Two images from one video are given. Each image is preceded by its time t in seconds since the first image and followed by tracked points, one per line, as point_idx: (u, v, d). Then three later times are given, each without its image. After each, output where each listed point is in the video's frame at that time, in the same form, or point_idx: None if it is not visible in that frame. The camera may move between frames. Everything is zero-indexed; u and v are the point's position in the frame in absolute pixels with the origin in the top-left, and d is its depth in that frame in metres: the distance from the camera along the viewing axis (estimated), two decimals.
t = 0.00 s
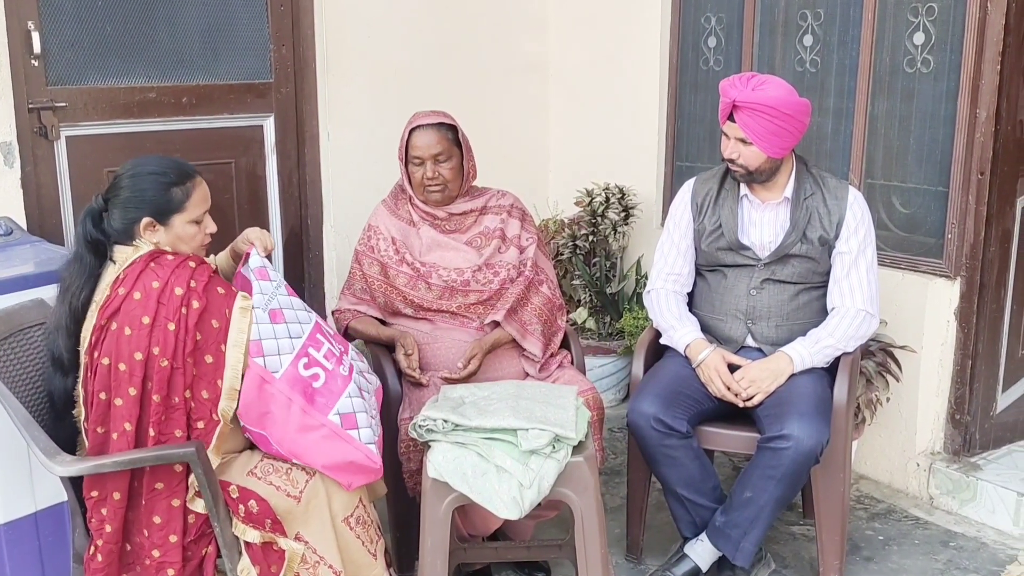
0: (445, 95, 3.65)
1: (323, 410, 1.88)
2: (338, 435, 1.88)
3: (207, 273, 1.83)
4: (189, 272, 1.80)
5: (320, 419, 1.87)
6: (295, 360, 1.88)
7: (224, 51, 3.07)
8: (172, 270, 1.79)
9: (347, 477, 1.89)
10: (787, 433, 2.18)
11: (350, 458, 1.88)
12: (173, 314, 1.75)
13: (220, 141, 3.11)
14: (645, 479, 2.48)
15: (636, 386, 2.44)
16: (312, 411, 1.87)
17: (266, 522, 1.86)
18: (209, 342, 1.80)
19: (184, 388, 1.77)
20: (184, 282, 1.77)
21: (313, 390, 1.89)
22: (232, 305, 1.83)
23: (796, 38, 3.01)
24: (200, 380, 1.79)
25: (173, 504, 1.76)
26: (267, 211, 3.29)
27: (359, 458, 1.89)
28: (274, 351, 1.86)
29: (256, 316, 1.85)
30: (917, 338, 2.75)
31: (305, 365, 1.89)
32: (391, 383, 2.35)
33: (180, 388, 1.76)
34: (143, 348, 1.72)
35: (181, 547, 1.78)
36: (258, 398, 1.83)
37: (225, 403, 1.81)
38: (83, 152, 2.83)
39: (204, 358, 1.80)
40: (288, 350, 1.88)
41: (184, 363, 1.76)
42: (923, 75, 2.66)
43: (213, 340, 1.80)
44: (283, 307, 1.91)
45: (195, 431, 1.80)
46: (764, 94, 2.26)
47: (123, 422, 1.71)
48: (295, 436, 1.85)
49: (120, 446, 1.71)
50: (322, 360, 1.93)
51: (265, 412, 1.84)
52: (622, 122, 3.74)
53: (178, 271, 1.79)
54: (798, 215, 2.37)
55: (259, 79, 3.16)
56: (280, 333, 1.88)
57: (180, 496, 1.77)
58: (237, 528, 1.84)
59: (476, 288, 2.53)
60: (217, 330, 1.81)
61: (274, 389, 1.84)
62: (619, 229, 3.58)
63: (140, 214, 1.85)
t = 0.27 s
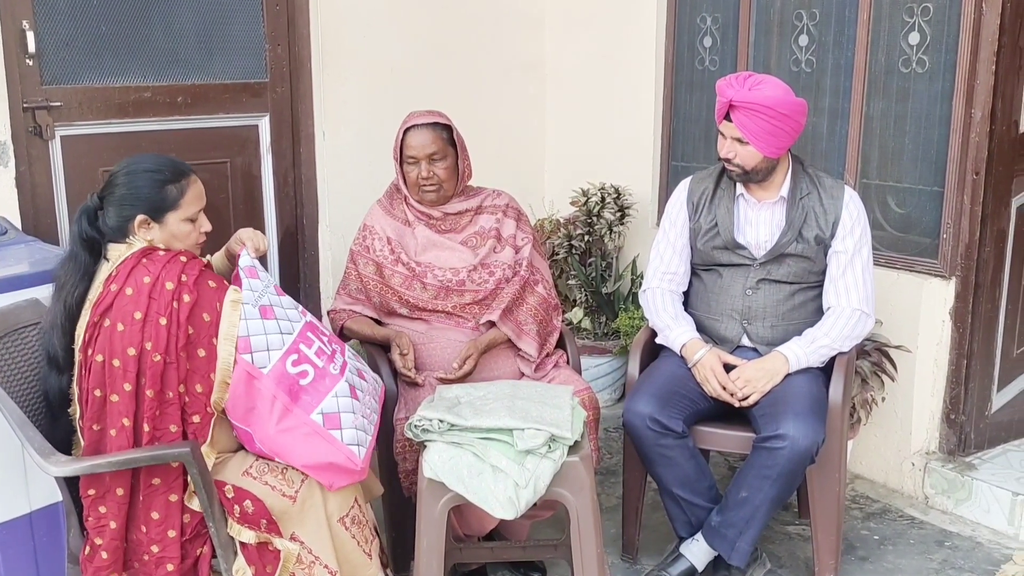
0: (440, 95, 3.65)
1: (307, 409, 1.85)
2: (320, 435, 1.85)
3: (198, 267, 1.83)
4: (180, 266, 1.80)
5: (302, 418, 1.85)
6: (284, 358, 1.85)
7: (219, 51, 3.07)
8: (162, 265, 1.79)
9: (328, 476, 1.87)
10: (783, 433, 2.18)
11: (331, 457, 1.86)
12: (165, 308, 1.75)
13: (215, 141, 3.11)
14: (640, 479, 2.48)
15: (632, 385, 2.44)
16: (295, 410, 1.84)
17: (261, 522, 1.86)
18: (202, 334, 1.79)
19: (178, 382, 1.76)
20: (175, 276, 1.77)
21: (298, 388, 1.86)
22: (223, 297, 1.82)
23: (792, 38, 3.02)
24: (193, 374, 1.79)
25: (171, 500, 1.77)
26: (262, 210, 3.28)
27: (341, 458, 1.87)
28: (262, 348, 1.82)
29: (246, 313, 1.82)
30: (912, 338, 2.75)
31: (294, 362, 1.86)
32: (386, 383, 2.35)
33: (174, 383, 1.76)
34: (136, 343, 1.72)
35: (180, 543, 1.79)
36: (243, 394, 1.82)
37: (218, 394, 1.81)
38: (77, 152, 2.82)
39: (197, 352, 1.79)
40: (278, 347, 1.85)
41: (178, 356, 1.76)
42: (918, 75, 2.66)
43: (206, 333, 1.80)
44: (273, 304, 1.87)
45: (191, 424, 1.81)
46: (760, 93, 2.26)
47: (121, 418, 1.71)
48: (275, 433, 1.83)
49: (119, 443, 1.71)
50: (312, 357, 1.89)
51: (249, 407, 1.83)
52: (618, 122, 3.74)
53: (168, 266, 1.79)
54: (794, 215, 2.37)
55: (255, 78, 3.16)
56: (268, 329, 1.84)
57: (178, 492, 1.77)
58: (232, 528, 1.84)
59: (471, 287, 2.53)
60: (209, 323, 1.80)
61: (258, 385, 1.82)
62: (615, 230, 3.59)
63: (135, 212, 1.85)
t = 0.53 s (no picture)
0: (439, 94, 3.65)
1: (305, 411, 1.85)
2: (315, 437, 1.84)
3: (204, 267, 1.83)
4: (186, 265, 1.79)
5: (298, 419, 1.84)
6: (285, 359, 1.84)
7: (218, 50, 3.07)
8: (168, 264, 1.78)
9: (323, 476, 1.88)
10: (782, 431, 2.18)
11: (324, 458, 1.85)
12: (170, 308, 1.74)
13: (214, 140, 3.11)
14: (639, 477, 2.48)
15: (631, 384, 2.44)
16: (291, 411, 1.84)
17: (261, 521, 1.86)
18: (206, 335, 1.79)
19: (182, 381, 1.77)
20: (180, 276, 1.77)
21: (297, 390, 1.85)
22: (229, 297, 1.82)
23: (791, 37, 3.02)
24: (197, 373, 1.79)
25: (171, 499, 1.77)
26: (261, 209, 3.28)
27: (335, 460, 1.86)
28: (263, 348, 1.82)
29: (249, 311, 1.82)
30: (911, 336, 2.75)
31: (295, 363, 1.86)
32: (386, 381, 2.35)
33: (177, 382, 1.76)
34: (141, 343, 1.72)
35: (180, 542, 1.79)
36: (242, 392, 1.82)
37: (220, 396, 1.80)
38: (76, 151, 2.82)
39: (202, 351, 1.79)
40: (278, 348, 1.84)
41: (182, 356, 1.76)
42: (917, 74, 2.66)
43: (210, 333, 1.79)
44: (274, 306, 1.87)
45: (193, 424, 1.81)
46: (761, 91, 2.26)
47: (123, 418, 1.72)
48: (271, 433, 1.83)
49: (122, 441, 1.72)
50: (313, 359, 1.89)
51: (247, 405, 1.83)
52: (617, 121, 3.74)
53: (174, 265, 1.79)
54: (793, 213, 2.38)
55: (254, 77, 3.15)
56: (270, 331, 1.83)
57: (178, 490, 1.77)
58: (232, 527, 1.84)
59: (470, 286, 2.53)
60: (213, 323, 1.79)
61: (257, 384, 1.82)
62: (614, 228, 3.59)
63: (136, 211, 1.84)
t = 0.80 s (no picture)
0: (438, 94, 3.65)
1: (297, 412, 1.83)
2: (307, 438, 1.83)
3: (201, 264, 1.83)
4: (183, 262, 1.79)
5: (291, 420, 1.82)
6: (280, 359, 1.83)
7: (217, 49, 3.07)
8: (165, 261, 1.79)
9: (315, 476, 1.87)
10: (780, 432, 2.19)
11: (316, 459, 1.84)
12: (167, 305, 1.75)
13: (213, 139, 3.11)
14: (638, 477, 2.48)
15: (630, 384, 2.45)
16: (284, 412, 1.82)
17: (259, 521, 1.86)
18: (203, 331, 1.78)
19: (179, 378, 1.76)
20: (177, 272, 1.77)
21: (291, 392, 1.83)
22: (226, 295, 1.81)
23: (790, 38, 3.02)
24: (194, 369, 1.79)
25: (169, 497, 1.77)
26: (260, 209, 3.28)
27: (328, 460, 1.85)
28: (258, 347, 1.81)
29: (245, 309, 1.82)
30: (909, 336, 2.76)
31: (290, 364, 1.84)
32: (385, 381, 2.36)
33: (175, 378, 1.76)
34: (138, 340, 1.72)
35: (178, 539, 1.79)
36: (237, 390, 1.82)
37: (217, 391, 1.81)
38: (76, 150, 2.82)
39: (198, 347, 1.79)
40: (274, 349, 1.83)
41: (179, 353, 1.76)
42: (916, 75, 2.66)
43: (206, 330, 1.79)
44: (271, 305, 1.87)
45: (189, 420, 1.81)
46: (760, 91, 2.26)
47: (122, 414, 1.72)
48: (264, 432, 1.82)
49: (118, 439, 1.73)
50: (310, 361, 1.87)
51: (242, 404, 1.82)
52: (616, 121, 3.74)
53: (171, 262, 1.79)
54: (791, 212, 2.38)
55: (253, 76, 3.15)
56: (266, 330, 1.83)
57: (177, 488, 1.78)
58: (230, 527, 1.84)
59: (469, 286, 2.53)
60: (210, 320, 1.79)
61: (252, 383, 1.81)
62: (613, 228, 3.59)
63: (134, 210, 1.84)
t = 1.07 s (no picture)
0: (438, 95, 3.65)
1: (308, 394, 1.85)
2: (325, 418, 1.86)
3: (164, 251, 1.80)
4: (145, 253, 1.77)
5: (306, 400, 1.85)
6: (273, 349, 1.84)
7: (218, 51, 3.07)
8: (129, 254, 1.76)
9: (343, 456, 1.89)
10: (780, 433, 2.19)
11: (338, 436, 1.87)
12: (135, 297, 1.72)
13: (213, 140, 3.11)
14: (637, 479, 2.48)
15: (630, 386, 2.45)
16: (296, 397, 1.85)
17: (258, 521, 1.85)
18: (176, 316, 1.75)
19: (158, 367, 1.74)
20: (140, 263, 1.74)
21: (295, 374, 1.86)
22: (190, 275, 1.77)
23: (790, 40, 3.02)
24: (175, 356, 1.76)
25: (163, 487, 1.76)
26: (260, 210, 3.28)
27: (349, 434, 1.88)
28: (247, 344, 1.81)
29: (228, 309, 1.79)
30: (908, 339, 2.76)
31: (285, 352, 1.85)
32: (384, 383, 2.34)
33: (154, 368, 1.74)
34: (111, 335, 1.70)
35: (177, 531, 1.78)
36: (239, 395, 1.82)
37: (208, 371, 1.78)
38: (76, 151, 2.82)
39: (174, 333, 1.76)
40: (266, 340, 1.83)
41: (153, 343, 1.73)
42: (916, 77, 2.67)
43: (179, 314, 1.76)
44: (255, 299, 1.83)
45: (185, 406, 1.80)
46: (760, 93, 2.27)
47: (104, 411, 1.70)
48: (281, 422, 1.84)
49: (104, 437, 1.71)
50: (302, 343, 1.88)
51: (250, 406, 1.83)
52: (615, 123, 3.74)
53: (132, 255, 1.76)
54: (791, 215, 2.38)
55: (253, 78, 3.16)
56: (251, 325, 1.81)
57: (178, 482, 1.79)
58: (230, 524, 1.83)
59: (469, 287, 2.53)
60: (180, 303, 1.76)
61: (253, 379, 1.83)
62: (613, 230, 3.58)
63: (123, 205, 1.85)
